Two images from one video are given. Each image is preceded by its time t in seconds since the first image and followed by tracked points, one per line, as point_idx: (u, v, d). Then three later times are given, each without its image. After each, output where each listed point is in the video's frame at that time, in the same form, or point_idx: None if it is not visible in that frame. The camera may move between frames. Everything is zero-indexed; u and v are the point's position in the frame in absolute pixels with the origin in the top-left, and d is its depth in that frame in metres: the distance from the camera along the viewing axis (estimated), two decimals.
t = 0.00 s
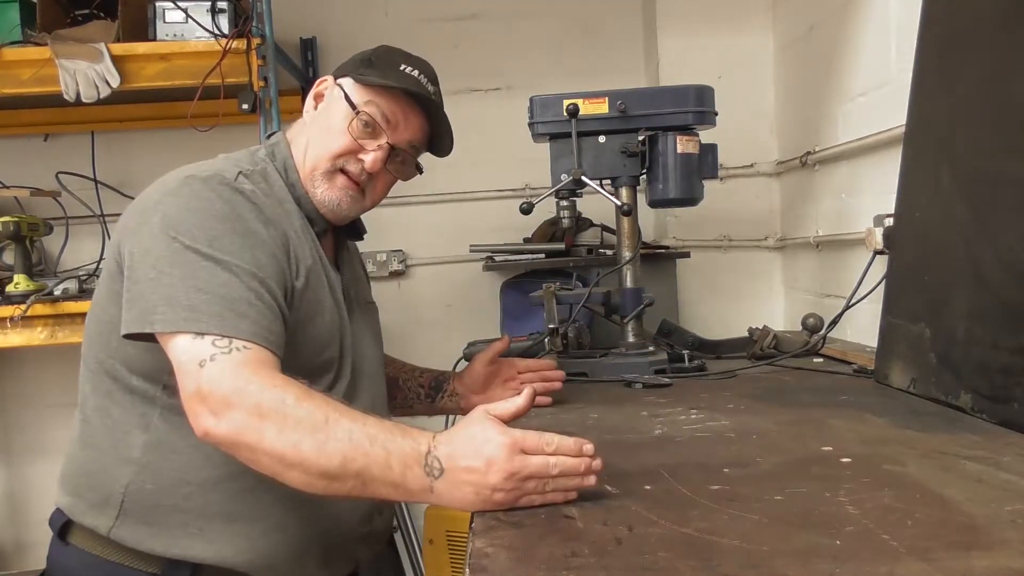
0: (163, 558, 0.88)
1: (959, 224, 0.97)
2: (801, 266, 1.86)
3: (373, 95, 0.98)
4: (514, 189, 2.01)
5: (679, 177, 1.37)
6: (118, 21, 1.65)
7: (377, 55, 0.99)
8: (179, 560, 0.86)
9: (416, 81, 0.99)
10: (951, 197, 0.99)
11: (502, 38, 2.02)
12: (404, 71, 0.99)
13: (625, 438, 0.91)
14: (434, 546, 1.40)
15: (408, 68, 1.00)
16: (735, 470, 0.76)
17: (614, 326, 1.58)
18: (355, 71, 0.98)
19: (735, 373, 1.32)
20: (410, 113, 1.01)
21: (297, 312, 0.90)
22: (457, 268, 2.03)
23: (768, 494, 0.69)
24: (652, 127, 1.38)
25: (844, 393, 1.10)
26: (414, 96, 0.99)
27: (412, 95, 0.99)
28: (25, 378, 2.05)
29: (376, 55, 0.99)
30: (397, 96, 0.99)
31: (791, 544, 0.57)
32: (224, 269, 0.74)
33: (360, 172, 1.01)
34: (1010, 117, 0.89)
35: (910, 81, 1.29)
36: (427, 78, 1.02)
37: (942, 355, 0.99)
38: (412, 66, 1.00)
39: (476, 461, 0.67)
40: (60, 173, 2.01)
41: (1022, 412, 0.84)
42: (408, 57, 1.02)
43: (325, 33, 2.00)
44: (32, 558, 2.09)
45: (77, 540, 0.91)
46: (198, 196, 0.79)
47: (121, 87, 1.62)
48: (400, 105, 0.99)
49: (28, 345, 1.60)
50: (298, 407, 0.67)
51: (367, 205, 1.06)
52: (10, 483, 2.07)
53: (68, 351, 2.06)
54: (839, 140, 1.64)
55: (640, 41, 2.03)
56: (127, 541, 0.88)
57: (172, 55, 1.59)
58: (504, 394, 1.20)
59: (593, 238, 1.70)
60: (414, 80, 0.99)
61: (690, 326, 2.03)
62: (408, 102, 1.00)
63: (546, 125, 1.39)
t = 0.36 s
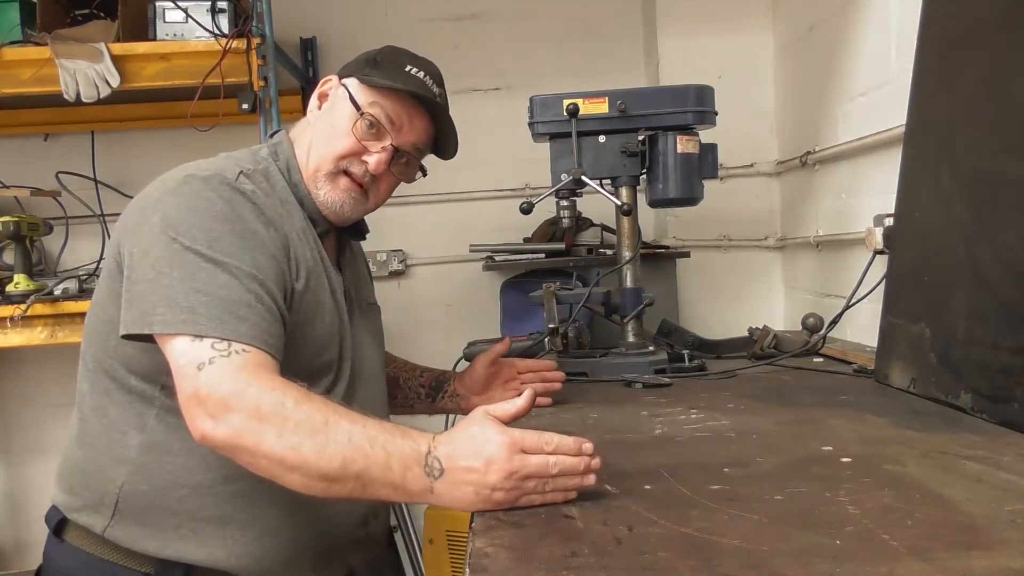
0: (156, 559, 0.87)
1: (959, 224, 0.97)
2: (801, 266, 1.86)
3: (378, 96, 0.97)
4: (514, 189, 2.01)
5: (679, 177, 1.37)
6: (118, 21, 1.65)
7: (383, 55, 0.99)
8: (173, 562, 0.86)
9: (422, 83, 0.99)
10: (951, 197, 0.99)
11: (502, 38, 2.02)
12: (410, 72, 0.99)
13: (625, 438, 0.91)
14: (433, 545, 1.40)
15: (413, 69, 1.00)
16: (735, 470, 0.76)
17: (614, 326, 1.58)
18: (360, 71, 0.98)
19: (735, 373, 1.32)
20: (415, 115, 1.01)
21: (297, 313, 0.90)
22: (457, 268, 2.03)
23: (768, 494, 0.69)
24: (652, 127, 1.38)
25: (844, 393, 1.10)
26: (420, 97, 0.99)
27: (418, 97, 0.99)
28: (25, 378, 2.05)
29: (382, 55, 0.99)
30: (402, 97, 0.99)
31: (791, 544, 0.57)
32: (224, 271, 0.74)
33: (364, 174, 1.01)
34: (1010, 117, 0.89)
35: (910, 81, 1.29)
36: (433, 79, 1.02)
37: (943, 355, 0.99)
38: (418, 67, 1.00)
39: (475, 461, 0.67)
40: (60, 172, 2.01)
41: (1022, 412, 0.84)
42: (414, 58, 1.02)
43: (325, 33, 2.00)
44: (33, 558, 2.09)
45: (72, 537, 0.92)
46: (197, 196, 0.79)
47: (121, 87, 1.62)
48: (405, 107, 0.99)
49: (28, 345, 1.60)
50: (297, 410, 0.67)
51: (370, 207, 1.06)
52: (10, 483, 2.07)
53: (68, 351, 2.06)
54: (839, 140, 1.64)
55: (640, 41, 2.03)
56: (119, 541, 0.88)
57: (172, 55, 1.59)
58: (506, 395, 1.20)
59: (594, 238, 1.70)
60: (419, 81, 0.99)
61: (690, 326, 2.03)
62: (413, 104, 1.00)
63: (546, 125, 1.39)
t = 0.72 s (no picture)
0: (151, 558, 0.87)
1: (959, 224, 0.97)
2: (801, 266, 1.86)
3: (374, 95, 0.97)
4: (514, 189, 2.01)
5: (679, 176, 1.37)
6: (118, 22, 1.65)
7: (379, 53, 0.99)
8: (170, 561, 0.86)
9: (417, 81, 0.99)
10: (951, 197, 1.00)
11: (502, 38, 2.02)
12: (406, 70, 0.99)
13: (625, 437, 0.91)
14: (433, 545, 1.40)
15: (410, 68, 1.00)
16: (736, 470, 0.76)
17: (614, 326, 1.58)
18: (356, 69, 0.98)
19: (735, 373, 1.32)
20: (411, 113, 1.01)
21: (293, 312, 0.90)
22: (458, 268, 2.03)
23: (769, 494, 0.69)
24: (652, 127, 1.38)
25: (844, 393, 1.10)
26: (416, 96, 0.99)
27: (414, 95, 0.99)
28: (24, 378, 2.05)
29: (378, 53, 0.99)
30: (399, 96, 0.99)
31: (791, 544, 0.57)
32: (221, 270, 0.74)
33: (360, 172, 1.01)
34: (1009, 116, 0.89)
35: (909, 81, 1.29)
36: (429, 78, 1.02)
37: (943, 355, 0.99)
38: (414, 65, 1.00)
39: (475, 460, 0.67)
40: (60, 172, 2.01)
41: (1022, 412, 0.84)
42: (411, 56, 1.02)
43: (325, 33, 2.00)
44: (33, 558, 2.09)
45: (69, 536, 0.92)
46: (192, 196, 0.80)
47: (121, 87, 1.62)
48: (401, 105, 0.99)
49: (28, 345, 1.60)
50: (297, 409, 0.67)
51: (365, 206, 1.06)
52: (9, 482, 2.07)
53: (67, 351, 2.06)
54: (839, 140, 1.64)
55: (640, 41, 2.03)
56: (115, 540, 0.88)
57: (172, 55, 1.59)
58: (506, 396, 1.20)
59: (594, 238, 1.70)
60: (416, 80, 0.99)
61: (690, 326, 2.03)
62: (410, 102, 1.00)
63: (546, 124, 1.39)
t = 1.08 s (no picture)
0: (148, 559, 0.87)
1: (960, 224, 0.97)
2: (801, 266, 1.86)
3: (377, 98, 0.98)
4: (514, 189, 2.01)
5: (679, 176, 1.37)
6: (118, 21, 1.65)
7: (382, 56, 0.99)
8: (167, 563, 0.86)
9: (421, 84, 0.99)
10: (950, 197, 1.00)
11: (502, 38, 2.02)
12: (410, 73, 0.99)
13: (625, 437, 0.91)
14: (433, 545, 1.40)
15: (413, 71, 1.00)
16: (736, 470, 0.76)
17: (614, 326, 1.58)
18: (359, 72, 0.98)
19: (736, 373, 1.32)
20: (414, 116, 1.01)
21: (284, 315, 0.91)
22: (457, 268, 2.03)
23: (769, 494, 0.69)
24: (652, 127, 1.38)
25: (844, 393, 1.10)
26: (419, 99, 0.99)
27: (417, 99, 0.99)
28: (24, 378, 2.05)
29: (381, 56, 0.99)
30: (402, 99, 0.99)
31: (791, 544, 0.57)
32: (211, 273, 0.74)
33: (362, 174, 1.01)
34: (1010, 116, 0.89)
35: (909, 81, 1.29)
36: (432, 81, 1.02)
37: (943, 355, 0.99)
38: (417, 69, 1.00)
39: (468, 427, 0.67)
40: (60, 172, 2.01)
41: (1022, 412, 0.84)
42: (414, 59, 1.02)
43: (325, 33, 2.00)
44: (32, 558, 2.09)
45: (63, 535, 0.92)
46: (184, 197, 0.80)
47: (121, 87, 1.62)
48: (404, 108, 0.99)
49: (28, 344, 1.60)
50: (289, 403, 0.67)
51: (366, 208, 1.06)
52: (10, 482, 2.07)
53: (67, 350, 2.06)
54: (839, 140, 1.64)
55: (640, 41, 2.03)
56: (110, 541, 0.88)
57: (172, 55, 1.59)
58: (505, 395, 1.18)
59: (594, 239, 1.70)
60: (419, 83, 0.99)
61: (690, 326, 2.03)
62: (413, 106, 1.00)
63: (546, 124, 1.39)
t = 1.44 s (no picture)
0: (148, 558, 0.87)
1: (960, 224, 0.97)
2: (801, 266, 1.86)
3: (384, 101, 0.97)
4: (514, 189, 2.01)
5: (679, 176, 1.37)
6: (118, 22, 1.65)
7: (389, 59, 0.99)
8: (167, 564, 0.86)
9: (428, 87, 0.99)
10: (951, 198, 0.99)
11: (502, 38, 2.02)
12: (417, 76, 0.99)
13: (625, 437, 0.91)
14: (433, 546, 1.40)
15: (420, 74, 1.00)
16: (736, 470, 0.76)
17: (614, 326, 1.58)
18: (367, 74, 0.98)
19: (736, 373, 1.32)
20: (421, 120, 1.01)
21: (286, 316, 0.91)
22: (457, 268, 2.03)
23: (769, 494, 0.69)
24: (652, 127, 1.38)
25: (844, 393, 1.10)
26: (427, 102, 0.99)
27: (424, 102, 0.99)
28: (24, 378, 2.05)
29: (389, 59, 0.99)
30: (409, 102, 0.99)
31: (791, 543, 0.57)
32: (219, 276, 0.75)
33: (368, 177, 1.01)
34: (1010, 117, 0.89)
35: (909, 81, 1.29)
36: (440, 83, 1.02)
37: (943, 355, 0.99)
38: (425, 71, 1.00)
39: (452, 397, 0.83)
40: (60, 172, 2.01)
41: (1022, 412, 0.84)
42: (421, 62, 1.02)
43: (325, 33, 2.00)
44: (32, 558, 2.09)
45: (63, 534, 0.92)
46: (191, 199, 0.80)
47: (121, 87, 1.62)
48: (411, 111, 0.99)
49: (28, 345, 1.60)
50: (298, 394, 0.73)
51: (372, 211, 1.05)
52: (9, 482, 2.07)
53: (67, 350, 2.06)
54: (839, 139, 1.64)
55: (640, 41, 2.03)
56: (108, 542, 0.87)
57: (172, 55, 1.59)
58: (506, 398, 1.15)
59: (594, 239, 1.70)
60: (427, 86, 0.99)
61: (689, 326, 2.03)
62: (421, 109, 1.00)
63: (546, 124, 1.39)
